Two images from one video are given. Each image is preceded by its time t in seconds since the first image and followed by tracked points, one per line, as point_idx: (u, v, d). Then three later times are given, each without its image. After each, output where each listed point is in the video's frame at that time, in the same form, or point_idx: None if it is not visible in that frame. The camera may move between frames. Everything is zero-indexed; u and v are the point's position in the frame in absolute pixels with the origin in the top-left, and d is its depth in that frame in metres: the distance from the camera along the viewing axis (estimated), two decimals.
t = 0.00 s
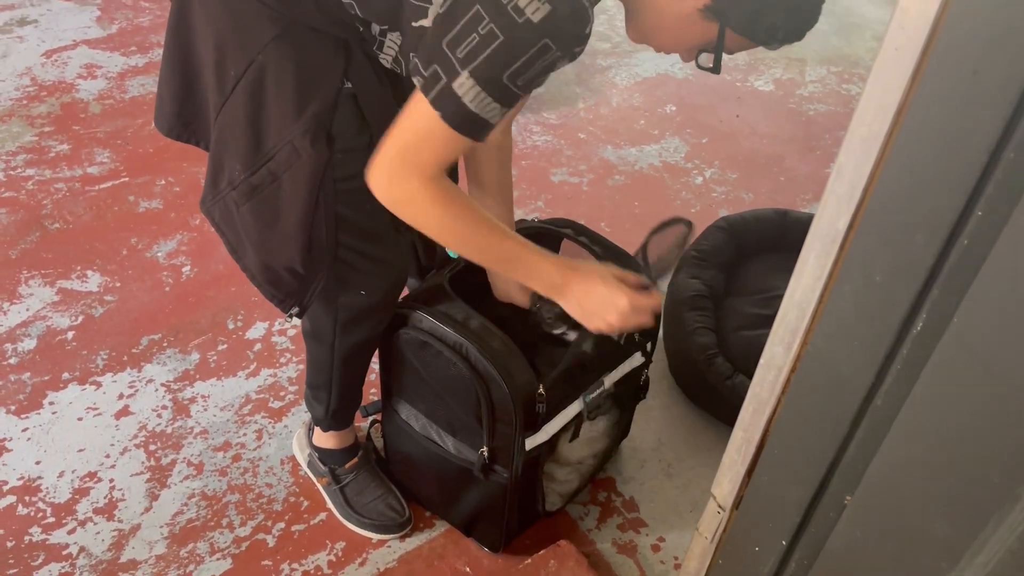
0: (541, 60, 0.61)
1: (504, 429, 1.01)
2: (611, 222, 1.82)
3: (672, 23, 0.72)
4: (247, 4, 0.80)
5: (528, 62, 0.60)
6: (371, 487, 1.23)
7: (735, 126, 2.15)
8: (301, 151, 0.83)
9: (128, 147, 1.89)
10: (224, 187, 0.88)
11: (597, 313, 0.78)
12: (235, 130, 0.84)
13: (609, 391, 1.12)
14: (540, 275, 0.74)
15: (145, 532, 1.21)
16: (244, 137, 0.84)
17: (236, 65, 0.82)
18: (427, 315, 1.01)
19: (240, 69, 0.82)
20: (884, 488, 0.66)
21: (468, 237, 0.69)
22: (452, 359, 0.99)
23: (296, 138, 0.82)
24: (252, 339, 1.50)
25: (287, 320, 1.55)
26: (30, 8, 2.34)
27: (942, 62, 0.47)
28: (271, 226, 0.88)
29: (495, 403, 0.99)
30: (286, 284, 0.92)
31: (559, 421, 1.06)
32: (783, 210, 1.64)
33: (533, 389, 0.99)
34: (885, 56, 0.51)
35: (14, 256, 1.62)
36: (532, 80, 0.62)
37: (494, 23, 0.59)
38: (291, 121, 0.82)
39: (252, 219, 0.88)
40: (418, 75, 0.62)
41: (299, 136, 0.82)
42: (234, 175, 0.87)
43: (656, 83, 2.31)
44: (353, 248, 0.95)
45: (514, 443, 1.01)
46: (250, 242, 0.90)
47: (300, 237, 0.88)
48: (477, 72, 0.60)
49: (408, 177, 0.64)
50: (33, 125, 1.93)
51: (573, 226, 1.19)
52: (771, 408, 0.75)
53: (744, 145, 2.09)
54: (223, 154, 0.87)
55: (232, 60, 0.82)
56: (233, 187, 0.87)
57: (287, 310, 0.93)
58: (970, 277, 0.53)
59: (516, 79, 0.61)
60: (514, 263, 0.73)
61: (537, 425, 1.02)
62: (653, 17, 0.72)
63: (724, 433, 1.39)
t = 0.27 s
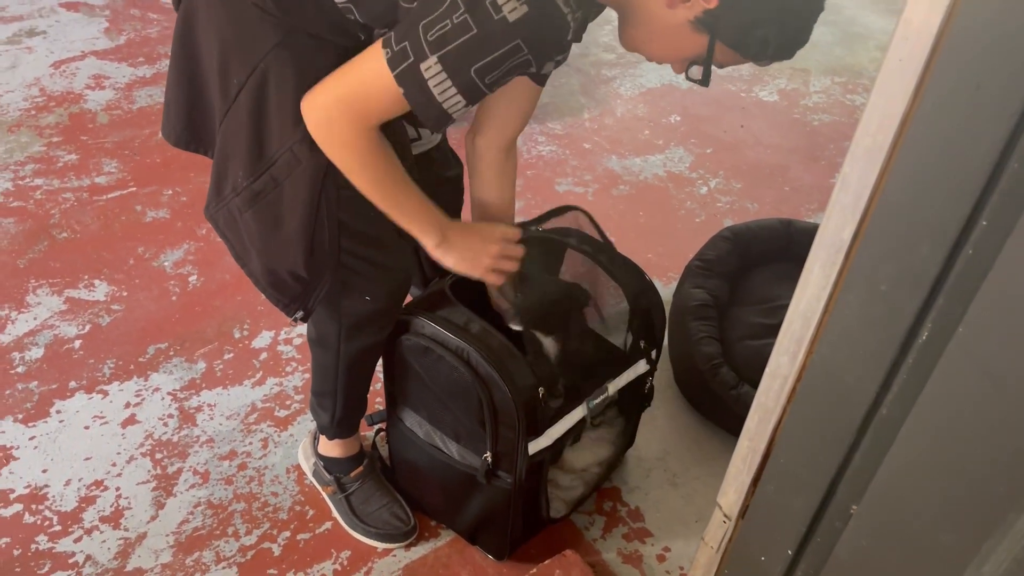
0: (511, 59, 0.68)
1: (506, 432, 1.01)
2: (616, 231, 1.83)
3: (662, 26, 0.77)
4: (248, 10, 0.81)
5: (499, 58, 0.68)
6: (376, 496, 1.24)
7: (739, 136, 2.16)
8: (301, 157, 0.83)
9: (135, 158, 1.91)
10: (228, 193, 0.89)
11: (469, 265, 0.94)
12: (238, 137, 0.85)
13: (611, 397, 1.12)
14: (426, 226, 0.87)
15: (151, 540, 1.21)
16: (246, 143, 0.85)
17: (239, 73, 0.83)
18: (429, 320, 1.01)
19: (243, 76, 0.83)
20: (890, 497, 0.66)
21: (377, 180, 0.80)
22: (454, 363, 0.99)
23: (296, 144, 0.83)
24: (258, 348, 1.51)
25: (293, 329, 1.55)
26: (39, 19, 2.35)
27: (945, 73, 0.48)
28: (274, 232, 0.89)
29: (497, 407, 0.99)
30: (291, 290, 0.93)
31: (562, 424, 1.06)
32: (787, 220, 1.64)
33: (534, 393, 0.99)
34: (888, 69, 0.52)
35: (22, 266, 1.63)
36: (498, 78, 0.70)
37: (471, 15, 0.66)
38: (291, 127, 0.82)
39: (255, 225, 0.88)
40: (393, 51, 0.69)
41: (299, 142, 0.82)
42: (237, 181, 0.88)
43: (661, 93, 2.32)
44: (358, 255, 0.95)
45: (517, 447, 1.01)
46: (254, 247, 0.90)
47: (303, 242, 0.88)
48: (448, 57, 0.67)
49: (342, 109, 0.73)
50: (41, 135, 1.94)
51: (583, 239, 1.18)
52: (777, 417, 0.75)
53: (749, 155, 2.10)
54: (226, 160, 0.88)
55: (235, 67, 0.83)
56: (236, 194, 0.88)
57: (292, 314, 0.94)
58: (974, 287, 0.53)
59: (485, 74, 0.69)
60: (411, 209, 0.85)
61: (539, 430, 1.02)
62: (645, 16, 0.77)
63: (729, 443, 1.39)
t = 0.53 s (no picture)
0: (511, 76, 0.67)
1: (511, 452, 1.01)
2: (620, 244, 1.83)
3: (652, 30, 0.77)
4: (252, 34, 0.83)
5: (500, 76, 0.66)
6: (381, 508, 1.24)
7: (743, 150, 2.16)
8: (310, 175, 0.84)
9: (142, 171, 1.92)
10: (237, 215, 0.89)
11: (472, 318, 0.99)
12: (245, 157, 0.86)
13: (614, 412, 1.12)
14: (433, 280, 0.91)
15: (156, 552, 1.21)
16: (254, 162, 0.85)
17: (245, 93, 0.84)
18: (438, 335, 1.00)
19: (249, 97, 0.84)
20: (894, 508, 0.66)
21: (395, 239, 0.82)
22: (460, 381, 0.99)
23: (305, 161, 0.83)
24: (263, 360, 1.51)
25: (298, 342, 1.56)
26: (48, 33, 2.37)
27: (946, 87, 0.48)
28: (284, 250, 0.89)
29: (502, 426, 0.99)
30: (303, 308, 0.93)
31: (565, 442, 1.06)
32: (791, 233, 1.65)
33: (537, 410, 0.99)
34: (890, 83, 0.52)
35: (29, 278, 1.64)
36: (503, 97, 0.68)
37: (467, 39, 0.65)
38: (300, 144, 0.83)
39: (266, 244, 0.89)
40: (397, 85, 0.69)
41: (307, 160, 0.83)
42: (246, 203, 0.88)
43: (664, 107, 2.33)
44: (371, 269, 0.97)
45: (522, 465, 1.01)
46: (265, 268, 0.90)
47: (314, 260, 0.88)
48: (449, 84, 0.66)
49: (366, 175, 0.74)
50: (49, 149, 1.95)
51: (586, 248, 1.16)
52: (781, 429, 0.75)
53: (753, 168, 2.10)
54: (234, 182, 0.89)
55: (241, 90, 0.84)
56: (245, 215, 0.88)
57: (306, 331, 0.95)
58: (976, 299, 0.54)
59: (489, 94, 0.67)
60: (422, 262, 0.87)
61: (543, 449, 1.02)
62: (633, 21, 0.77)
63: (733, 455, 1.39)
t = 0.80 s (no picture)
0: (506, 83, 0.68)
1: (518, 464, 1.01)
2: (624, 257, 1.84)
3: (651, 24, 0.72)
4: (262, 53, 0.84)
5: (493, 84, 0.67)
6: (387, 518, 1.24)
7: (745, 164, 2.18)
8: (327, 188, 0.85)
9: (149, 184, 1.93)
10: (259, 232, 0.91)
11: (477, 323, 0.96)
12: (264, 175, 0.88)
13: (617, 422, 1.13)
14: (435, 285, 0.90)
15: (162, 562, 1.22)
16: (273, 181, 0.87)
17: (260, 112, 0.86)
18: (449, 346, 1.00)
19: (264, 116, 0.85)
20: (900, 512, 0.67)
21: (394, 244, 0.82)
22: (470, 391, 0.99)
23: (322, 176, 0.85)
24: (269, 371, 1.52)
25: (303, 353, 1.56)
26: (56, 48, 2.40)
27: (948, 98, 0.49)
28: (306, 264, 0.91)
29: (510, 436, 0.99)
30: (326, 321, 0.95)
31: (571, 453, 1.06)
32: (794, 245, 1.65)
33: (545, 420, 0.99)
34: (891, 96, 0.53)
35: (37, 289, 1.65)
36: (498, 104, 0.69)
37: (461, 48, 0.66)
38: (316, 159, 0.85)
39: (288, 259, 0.91)
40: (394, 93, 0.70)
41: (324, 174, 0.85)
42: (267, 220, 0.90)
43: (667, 121, 2.35)
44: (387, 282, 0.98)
45: (529, 477, 1.01)
46: (289, 282, 0.93)
47: (337, 271, 0.91)
48: (444, 93, 0.68)
49: (363, 178, 0.75)
50: (57, 162, 1.97)
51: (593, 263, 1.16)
52: (785, 437, 0.75)
53: (756, 182, 2.12)
54: (255, 201, 0.91)
55: (256, 108, 0.86)
56: (267, 231, 0.91)
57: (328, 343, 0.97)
58: (979, 306, 0.55)
59: (484, 101, 0.68)
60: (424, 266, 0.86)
61: (548, 460, 1.03)
62: (633, 15, 0.72)
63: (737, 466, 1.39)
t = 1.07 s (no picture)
0: (494, 99, 0.69)
1: (521, 477, 1.01)
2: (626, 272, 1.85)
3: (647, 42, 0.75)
4: (272, 62, 0.86)
5: (481, 99, 0.68)
6: (391, 532, 1.24)
7: (747, 181, 2.19)
8: (327, 196, 0.86)
9: (155, 200, 1.95)
10: (259, 239, 0.92)
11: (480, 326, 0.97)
12: (266, 182, 0.89)
13: (623, 436, 1.13)
14: (442, 291, 0.90)
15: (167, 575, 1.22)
16: (274, 188, 0.88)
17: (264, 120, 0.87)
18: (451, 360, 1.02)
19: (269, 124, 0.87)
20: (904, 522, 0.67)
21: (404, 253, 0.83)
22: (472, 404, 1.01)
23: (322, 183, 0.85)
24: (274, 385, 1.53)
25: (308, 367, 1.57)
26: (64, 66, 2.42)
27: (948, 113, 0.50)
28: (305, 272, 0.91)
29: (514, 450, 1.00)
30: (323, 331, 0.95)
31: (576, 466, 1.06)
32: (796, 261, 1.66)
33: (547, 431, 1.00)
34: (895, 105, 0.54)
35: (43, 304, 1.66)
36: (487, 119, 0.70)
37: (452, 62, 0.67)
38: (317, 166, 0.85)
39: (287, 267, 0.91)
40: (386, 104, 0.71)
41: (324, 180, 0.85)
42: (268, 227, 0.91)
43: (669, 138, 2.36)
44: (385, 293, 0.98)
45: (532, 488, 1.01)
46: (288, 290, 0.93)
47: (334, 280, 0.90)
48: (434, 106, 0.69)
49: (372, 200, 0.76)
50: (64, 178, 1.99)
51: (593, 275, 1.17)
52: (790, 448, 0.76)
53: (758, 198, 2.13)
54: (256, 208, 0.91)
55: (262, 116, 0.87)
56: (266, 239, 0.91)
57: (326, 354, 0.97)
58: (981, 316, 0.55)
59: (473, 116, 0.69)
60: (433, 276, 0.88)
61: (554, 472, 1.02)
62: (630, 33, 0.75)
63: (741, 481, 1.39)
